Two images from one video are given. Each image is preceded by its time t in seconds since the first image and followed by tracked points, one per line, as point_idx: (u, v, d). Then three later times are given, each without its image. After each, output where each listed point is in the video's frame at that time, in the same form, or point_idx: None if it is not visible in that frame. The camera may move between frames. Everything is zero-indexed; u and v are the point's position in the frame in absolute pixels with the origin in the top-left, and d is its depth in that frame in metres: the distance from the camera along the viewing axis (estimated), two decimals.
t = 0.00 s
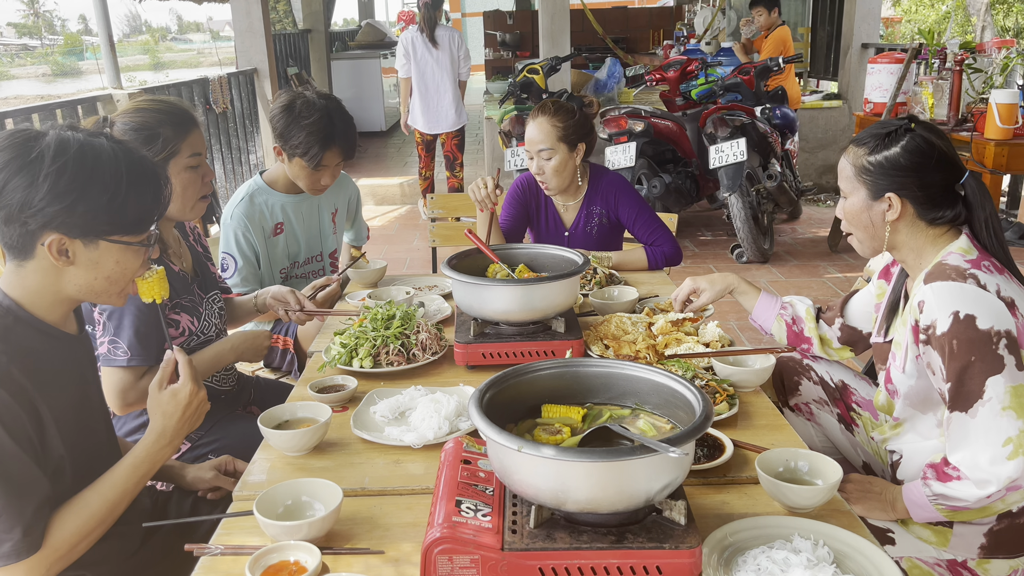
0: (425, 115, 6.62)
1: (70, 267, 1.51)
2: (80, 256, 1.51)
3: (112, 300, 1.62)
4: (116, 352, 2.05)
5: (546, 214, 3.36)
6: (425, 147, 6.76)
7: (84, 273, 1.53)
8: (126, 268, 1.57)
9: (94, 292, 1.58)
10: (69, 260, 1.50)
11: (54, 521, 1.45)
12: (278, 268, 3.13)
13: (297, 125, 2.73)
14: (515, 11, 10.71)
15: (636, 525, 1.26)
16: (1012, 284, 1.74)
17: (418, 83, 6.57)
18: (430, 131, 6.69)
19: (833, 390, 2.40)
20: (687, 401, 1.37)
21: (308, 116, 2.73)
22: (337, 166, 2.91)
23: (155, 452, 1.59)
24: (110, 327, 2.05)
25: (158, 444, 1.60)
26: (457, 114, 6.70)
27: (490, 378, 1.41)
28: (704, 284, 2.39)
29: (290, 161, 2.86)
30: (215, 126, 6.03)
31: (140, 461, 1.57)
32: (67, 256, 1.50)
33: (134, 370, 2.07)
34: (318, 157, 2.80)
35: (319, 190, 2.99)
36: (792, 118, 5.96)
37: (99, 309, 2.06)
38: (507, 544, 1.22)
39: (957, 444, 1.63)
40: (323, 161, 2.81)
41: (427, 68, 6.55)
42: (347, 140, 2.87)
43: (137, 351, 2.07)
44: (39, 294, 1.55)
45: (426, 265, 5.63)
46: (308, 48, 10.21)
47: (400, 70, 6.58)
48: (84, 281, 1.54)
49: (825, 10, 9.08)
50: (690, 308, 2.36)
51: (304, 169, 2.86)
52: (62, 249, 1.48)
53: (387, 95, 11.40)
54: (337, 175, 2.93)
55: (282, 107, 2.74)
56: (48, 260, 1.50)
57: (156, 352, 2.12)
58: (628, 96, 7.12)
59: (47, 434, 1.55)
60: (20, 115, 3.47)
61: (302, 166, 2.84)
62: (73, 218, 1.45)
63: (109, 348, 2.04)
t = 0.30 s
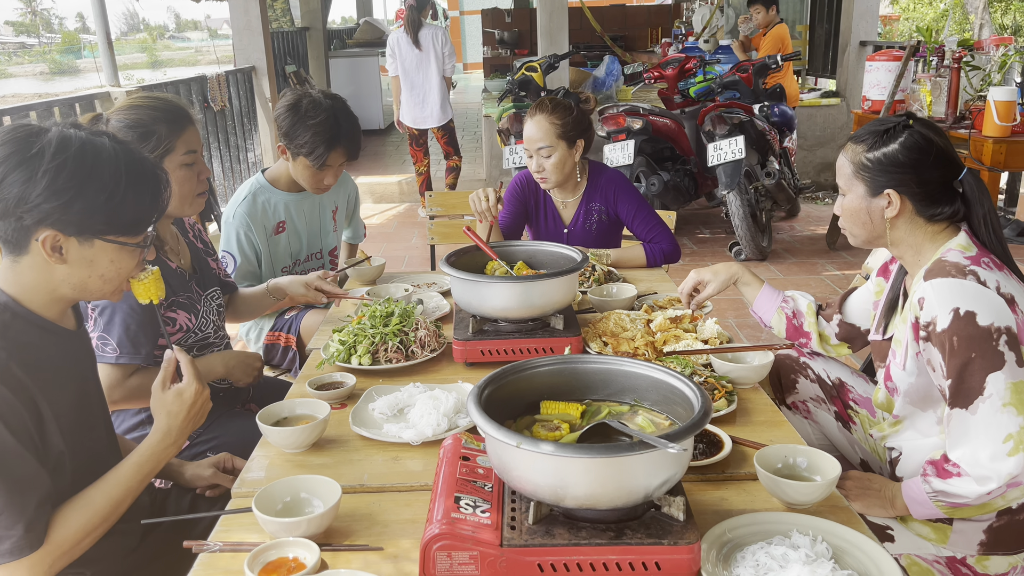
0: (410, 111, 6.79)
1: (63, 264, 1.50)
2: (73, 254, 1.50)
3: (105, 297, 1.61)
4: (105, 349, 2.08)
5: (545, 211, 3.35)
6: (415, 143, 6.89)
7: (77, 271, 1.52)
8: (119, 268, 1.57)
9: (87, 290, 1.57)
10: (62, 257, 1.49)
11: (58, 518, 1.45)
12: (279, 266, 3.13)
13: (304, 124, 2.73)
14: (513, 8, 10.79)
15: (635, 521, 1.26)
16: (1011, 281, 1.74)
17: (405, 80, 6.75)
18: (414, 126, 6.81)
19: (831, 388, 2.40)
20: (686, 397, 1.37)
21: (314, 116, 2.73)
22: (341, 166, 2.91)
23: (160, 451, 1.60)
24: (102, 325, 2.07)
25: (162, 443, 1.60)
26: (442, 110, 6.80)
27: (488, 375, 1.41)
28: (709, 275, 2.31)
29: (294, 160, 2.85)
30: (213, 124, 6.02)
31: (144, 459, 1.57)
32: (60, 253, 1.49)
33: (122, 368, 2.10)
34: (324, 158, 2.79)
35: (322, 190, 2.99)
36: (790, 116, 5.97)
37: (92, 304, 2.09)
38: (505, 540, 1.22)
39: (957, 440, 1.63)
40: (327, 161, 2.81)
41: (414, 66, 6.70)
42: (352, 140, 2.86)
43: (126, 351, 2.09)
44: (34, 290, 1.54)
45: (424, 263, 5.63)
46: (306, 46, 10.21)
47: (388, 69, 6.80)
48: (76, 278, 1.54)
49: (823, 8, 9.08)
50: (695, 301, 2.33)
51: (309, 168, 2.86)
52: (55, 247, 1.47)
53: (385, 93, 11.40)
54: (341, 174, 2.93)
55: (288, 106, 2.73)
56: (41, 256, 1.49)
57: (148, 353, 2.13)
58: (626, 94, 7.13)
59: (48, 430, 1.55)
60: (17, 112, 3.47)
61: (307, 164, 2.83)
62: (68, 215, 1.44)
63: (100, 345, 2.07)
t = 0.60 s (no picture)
0: (404, 105, 6.88)
1: (71, 261, 1.51)
2: (81, 250, 1.50)
3: (113, 291, 1.61)
4: (104, 347, 2.09)
5: (543, 209, 3.35)
6: (414, 138, 6.90)
7: (85, 266, 1.53)
8: (126, 260, 1.57)
9: (95, 285, 1.58)
10: (70, 254, 1.50)
11: (23, 531, 1.43)
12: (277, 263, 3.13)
13: (304, 125, 2.72)
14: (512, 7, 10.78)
15: (632, 519, 1.26)
16: (1010, 280, 1.74)
17: (398, 73, 6.95)
18: (414, 118, 6.83)
19: (828, 386, 2.40)
20: (683, 395, 1.36)
21: (314, 117, 2.72)
22: (340, 167, 2.91)
23: (141, 485, 1.56)
24: (102, 323, 2.08)
25: (145, 477, 1.56)
26: (437, 102, 6.91)
27: (485, 374, 1.41)
28: (706, 273, 2.31)
29: (293, 160, 2.84)
30: (211, 123, 6.02)
31: (122, 492, 1.54)
32: (68, 251, 1.49)
33: (122, 368, 2.09)
34: (324, 159, 2.79)
35: (321, 190, 2.98)
36: (788, 114, 5.96)
37: (91, 303, 2.09)
38: (502, 539, 1.22)
39: (955, 439, 1.63)
40: (327, 162, 2.80)
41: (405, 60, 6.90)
42: (352, 141, 2.85)
43: (125, 349, 2.09)
44: (38, 290, 1.55)
45: (422, 261, 5.62)
46: (304, 44, 10.21)
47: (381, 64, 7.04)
48: (84, 274, 1.54)
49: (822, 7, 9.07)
50: (688, 300, 2.33)
51: (308, 168, 2.85)
52: (63, 244, 1.48)
53: (384, 92, 11.39)
54: (340, 175, 2.92)
55: (288, 106, 2.72)
56: (48, 256, 1.49)
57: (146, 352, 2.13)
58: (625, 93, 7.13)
59: (33, 436, 1.54)
60: (16, 110, 3.47)
61: (306, 164, 2.82)
62: (72, 210, 1.45)
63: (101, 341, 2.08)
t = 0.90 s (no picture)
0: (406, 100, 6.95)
1: (82, 255, 1.52)
2: (90, 243, 1.51)
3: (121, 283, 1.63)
4: (107, 350, 2.07)
5: (542, 209, 3.36)
6: (415, 134, 6.94)
7: (96, 259, 1.54)
8: (131, 248, 1.58)
9: (105, 278, 1.58)
10: (80, 248, 1.51)
11: None
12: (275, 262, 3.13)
13: (302, 125, 2.72)
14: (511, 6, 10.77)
15: (631, 520, 1.27)
16: (1007, 280, 1.74)
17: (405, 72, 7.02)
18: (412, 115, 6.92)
19: (827, 386, 2.39)
20: (682, 396, 1.36)
21: (313, 119, 2.72)
22: (339, 167, 2.91)
23: (109, 475, 1.50)
24: (105, 326, 2.07)
25: (111, 469, 1.50)
26: (440, 100, 7.01)
27: (484, 374, 1.41)
28: (703, 276, 2.29)
29: (292, 161, 2.84)
30: (209, 122, 6.01)
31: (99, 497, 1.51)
32: (78, 244, 1.50)
33: (123, 370, 2.08)
34: (323, 159, 2.79)
35: (320, 190, 2.99)
36: (787, 113, 5.96)
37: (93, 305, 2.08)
38: (500, 539, 1.22)
39: (954, 439, 1.63)
40: (327, 162, 2.81)
41: (411, 59, 6.99)
42: (350, 141, 2.85)
43: (127, 351, 2.07)
44: (41, 290, 1.55)
45: (421, 261, 5.62)
46: (303, 43, 10.20)
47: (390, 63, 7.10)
48: (94, 267, 1.55)
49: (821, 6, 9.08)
50: (688, 301, 2.32)
51: (307, 169, 2.85)
52: (72, 239, 1.49)
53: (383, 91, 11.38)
54: (338, 174, 2.93)
55: (286, 108, 2.72)
56: (58, 253, 1.50)
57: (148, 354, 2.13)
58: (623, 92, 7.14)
59: (19, 439, 1.54)
60: (13, 110, 3.45)
61: (304, 164, 2.82)
62: (78, 202, 1.46)
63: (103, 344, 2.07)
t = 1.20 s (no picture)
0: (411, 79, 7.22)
1: (86, 253, 1.52)
2: (94, 241, 1.52)
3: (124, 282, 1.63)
4: (106, 353, 2.07)
5: (542, 210, 3.35)
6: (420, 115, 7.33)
7: (101, 258, 1.55)
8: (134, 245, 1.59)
9: (110, 276, 1.59)
10: (85, 246, 1.51)
11: None
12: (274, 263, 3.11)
13: (300, 127, 2.72)
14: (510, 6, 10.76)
15: (631, 521, 1.27)
16: (1006, 280, 1.74)
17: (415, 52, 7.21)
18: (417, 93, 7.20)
19: (826, 387, 2.39)
20: (682, 397, 1.37)
21: (309, 119, 2.72)
22: (337, 168, 2.90)
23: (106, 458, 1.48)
24: (104, 328, 2.07)
25: (111, 453, 1.48)
26: (442, 84, 7.21)
27: (484, 375, 1.41)
28: (707, 264, 2.35)
29: (290, 162, 2.84)
30: (209, 122, 6.00)
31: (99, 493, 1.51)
32: (83, 242, 1.51)
33: (123, 373, 2.07)
34: (321, 160, 2.79)
35: (319, 191, 2.98)
36: (786, 113, 5.97)
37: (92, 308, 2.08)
38: (502, 541, 1.22)
39: (953, 439, 1.63)
40: (324, 163, 2.80)
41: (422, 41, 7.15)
42: (348, 143, 2.86)
43: (127, 354, 2.07)
44: (44, 290, 1.55)
45: (420, 261, 5.62)
46: (302, 43, 10.19)
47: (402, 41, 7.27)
48: (99, 265, 1.56)
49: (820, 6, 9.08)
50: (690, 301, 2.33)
51: (305, 170, 2.85)
52: (77, 237, 1.49)
53: (382, 91, 11.37)
54: (336, 176, 2.92)
55: (284, 109, 2.72)
56: (63, 252, 1.50)
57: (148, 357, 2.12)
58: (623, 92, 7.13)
59: (22, 435, 1.53)
60: (12, 111, 3.44)
61: (302, 165, 2.82)
62: (80, 200, 1.47)
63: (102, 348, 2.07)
